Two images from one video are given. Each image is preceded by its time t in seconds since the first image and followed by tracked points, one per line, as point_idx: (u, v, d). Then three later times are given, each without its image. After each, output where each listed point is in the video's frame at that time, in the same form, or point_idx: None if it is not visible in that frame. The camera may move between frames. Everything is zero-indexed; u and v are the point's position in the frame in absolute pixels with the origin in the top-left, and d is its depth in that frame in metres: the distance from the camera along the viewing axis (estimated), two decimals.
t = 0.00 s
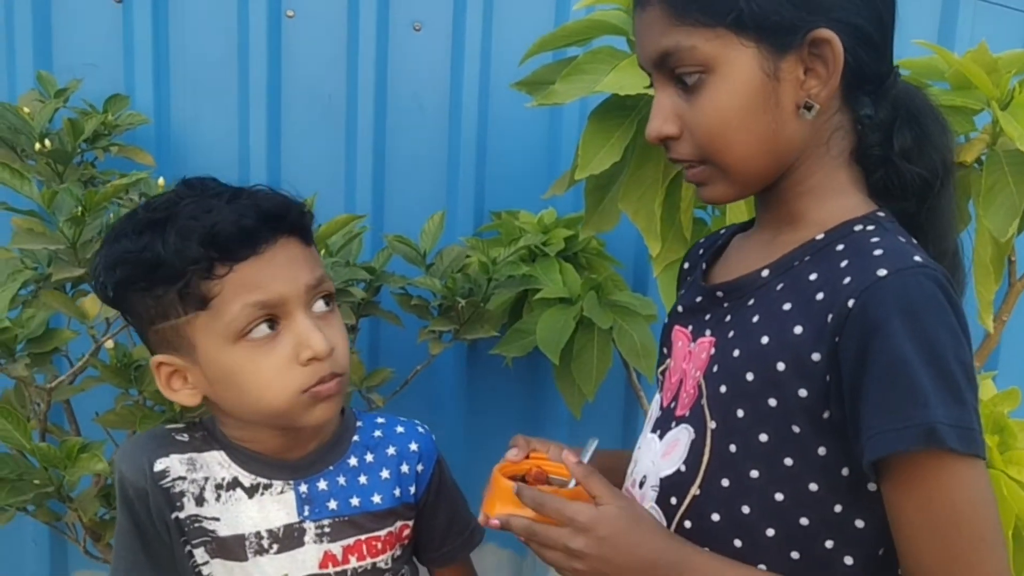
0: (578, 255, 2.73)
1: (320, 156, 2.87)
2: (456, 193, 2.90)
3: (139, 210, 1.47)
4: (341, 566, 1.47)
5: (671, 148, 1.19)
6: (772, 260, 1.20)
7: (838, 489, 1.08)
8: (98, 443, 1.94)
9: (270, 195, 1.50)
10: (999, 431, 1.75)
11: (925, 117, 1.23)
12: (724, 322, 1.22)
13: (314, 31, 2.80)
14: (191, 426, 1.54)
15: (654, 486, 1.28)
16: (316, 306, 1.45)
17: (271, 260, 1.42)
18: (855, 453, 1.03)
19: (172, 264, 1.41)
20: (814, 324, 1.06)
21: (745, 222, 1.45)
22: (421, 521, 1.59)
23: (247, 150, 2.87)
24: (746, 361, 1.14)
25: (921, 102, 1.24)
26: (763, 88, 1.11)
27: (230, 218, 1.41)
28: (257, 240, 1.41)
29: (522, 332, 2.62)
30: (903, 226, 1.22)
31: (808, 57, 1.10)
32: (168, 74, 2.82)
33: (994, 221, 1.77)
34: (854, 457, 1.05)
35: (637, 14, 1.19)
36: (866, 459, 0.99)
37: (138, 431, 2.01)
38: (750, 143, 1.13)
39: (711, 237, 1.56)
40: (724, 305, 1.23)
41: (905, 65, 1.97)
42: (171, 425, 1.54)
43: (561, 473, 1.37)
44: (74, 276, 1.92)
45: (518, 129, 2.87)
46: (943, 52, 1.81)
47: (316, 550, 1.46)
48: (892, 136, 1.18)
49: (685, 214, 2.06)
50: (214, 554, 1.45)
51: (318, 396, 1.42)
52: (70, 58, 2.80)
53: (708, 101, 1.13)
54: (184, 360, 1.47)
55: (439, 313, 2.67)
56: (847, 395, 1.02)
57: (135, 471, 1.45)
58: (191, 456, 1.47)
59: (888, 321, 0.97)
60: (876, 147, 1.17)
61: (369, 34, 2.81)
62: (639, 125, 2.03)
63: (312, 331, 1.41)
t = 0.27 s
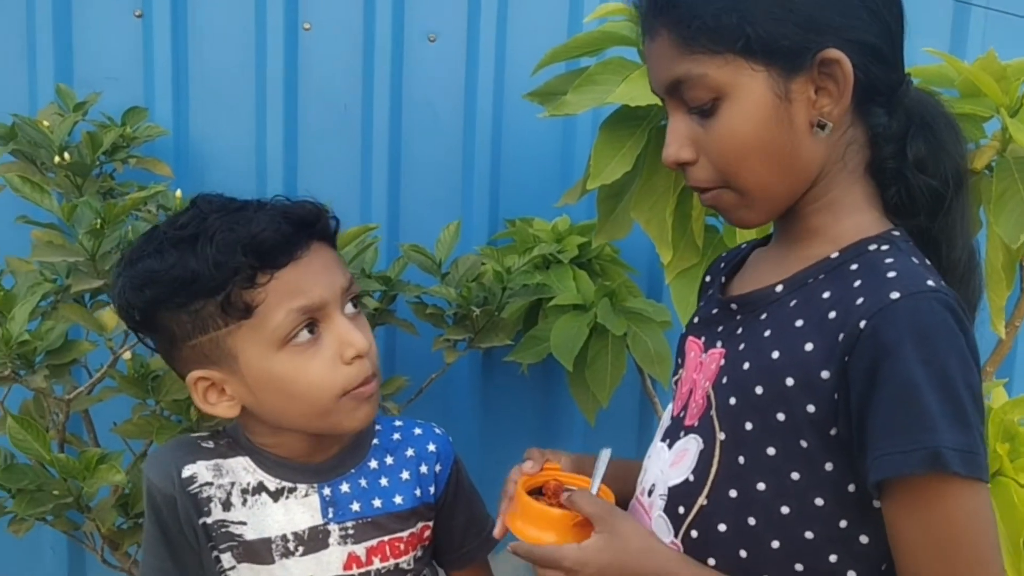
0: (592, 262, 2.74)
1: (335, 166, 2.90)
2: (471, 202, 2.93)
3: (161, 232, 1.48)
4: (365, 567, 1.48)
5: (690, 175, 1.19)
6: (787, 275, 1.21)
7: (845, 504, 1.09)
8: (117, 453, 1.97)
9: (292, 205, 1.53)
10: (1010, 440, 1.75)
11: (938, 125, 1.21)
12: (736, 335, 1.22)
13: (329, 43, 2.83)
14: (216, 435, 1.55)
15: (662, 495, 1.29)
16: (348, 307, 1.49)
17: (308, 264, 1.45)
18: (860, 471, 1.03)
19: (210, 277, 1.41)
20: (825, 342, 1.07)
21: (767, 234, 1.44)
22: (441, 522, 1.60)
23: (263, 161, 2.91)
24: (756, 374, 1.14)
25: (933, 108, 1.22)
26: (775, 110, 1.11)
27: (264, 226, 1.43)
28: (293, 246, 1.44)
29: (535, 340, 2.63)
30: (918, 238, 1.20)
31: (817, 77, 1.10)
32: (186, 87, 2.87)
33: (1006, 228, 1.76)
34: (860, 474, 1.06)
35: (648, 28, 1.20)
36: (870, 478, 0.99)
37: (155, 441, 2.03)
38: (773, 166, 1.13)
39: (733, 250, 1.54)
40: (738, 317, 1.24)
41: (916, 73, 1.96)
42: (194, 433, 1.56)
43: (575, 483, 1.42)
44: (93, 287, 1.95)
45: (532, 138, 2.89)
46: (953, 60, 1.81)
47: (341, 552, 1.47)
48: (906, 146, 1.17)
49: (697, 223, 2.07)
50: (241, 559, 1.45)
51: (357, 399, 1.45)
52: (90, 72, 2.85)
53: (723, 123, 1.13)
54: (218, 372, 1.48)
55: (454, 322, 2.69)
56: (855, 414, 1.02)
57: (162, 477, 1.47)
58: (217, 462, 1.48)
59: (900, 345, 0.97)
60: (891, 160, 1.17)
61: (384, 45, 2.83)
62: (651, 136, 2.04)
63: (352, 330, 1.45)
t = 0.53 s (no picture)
0: (600, 262, 2.76)
1: (346, 169, 2.94)
2: (479, 204, 2.95)
3: (192, 229, 1.52)
4: (379, 559, 1.51)
5: (693, 179, 1.20)
6: (788, 276, 1.23)
7: (845, 503, 1.10)
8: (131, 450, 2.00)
9: (320, 209, 1.56)
10: (1015, 437, 1.76)
11: (937, 123, 1.23)
12: (739, 335, 1.25)
13: (340, 47, 2.86)
14: (235, 429, 1.57)
15: (670, 493, 1.31)
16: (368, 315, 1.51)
17: (334, 269, 1.48)
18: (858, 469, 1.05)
19: (236, 277, 1.45)
20: (823, 342, 1.09)
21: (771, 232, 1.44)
22: (453, 518, 1.63)
23: (275, 164, 2.94)
24: (757, 376, 1.17)
25: (932, 106, 1.24)
26: (773, 113, 1.13)
27: (291, 231, 1.46)
28: (319, 251, 1.47)
29: (545, 340, 2.65)
30: (919, 235, 1.22)
31: (814, 78, 1.13)
32: (198, 92, 2.91)
33: (1012, 227, 1.77)
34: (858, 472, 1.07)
35: (647, 32, 1.22)
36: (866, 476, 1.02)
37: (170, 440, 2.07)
38: (773, 168, 1.15)
39: (739, 250, 1.55)
40: (740, 318, 1.26)
41: (921, 73, 1.97)
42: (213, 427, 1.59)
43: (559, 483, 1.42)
44: (109, 288, 1.99)
45: (541, 140, 2.91)
46: (959, 61, 1.82)
47: (354, 545, 1.50)
48: (905, 144, 1.19)
49: (703, 224, 2.09)
50: (257, 550, 1.48)
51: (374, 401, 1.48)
52: (105, 77, 2.89)
53: (723, 128, 1.15)
54: (239, 367, 1.52)
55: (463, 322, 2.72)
56: (851, 413, 1.04)
57: (183, 470, 1.49)
58: (236, 455, 1.51)
59: (893, 345, 0.99)
60: (890, 159, 1.19)
61: (394, 49, 2.86)
62: (656, 138, 2.07)
63: (371, 336, 1.47)
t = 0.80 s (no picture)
0: (608, 256, 2.78)
1: (355, 164, 2.96)
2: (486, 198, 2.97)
3: (250, 214, 1.51)
4: (393, 553, 1.53)
5: (682, 167, 1.23)
6: (785, 274, 1.24)
7: (847, 497, 1.12)
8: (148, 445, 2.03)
9: (378, 218, 1.55)
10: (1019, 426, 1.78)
11: (933, 123, 1.24)
12: (741, 333, 1.26)
13: (349, 43, 2.88)
14: (255, 422, 1.59)
15: (675, 491, 1.33)
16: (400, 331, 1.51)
17: (377, 284, 1.47)
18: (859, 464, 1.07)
19: (283, 273, 1.45)
20: (821, 338, 1.10)
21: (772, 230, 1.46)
22: (467, 511, 1.64)
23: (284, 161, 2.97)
24: (758, 372, 1.18)
25: (926, 104, 1.25)
26: (758, 107, 1.14)
27: (347, 240, 1.46)
28: (369, 264, 1.47)
29: (553, 334, 2.66)
30: (916, 232, 1.23)
31: (802, 75, 1.13)
32: (208, 90, 2.93)
33: (1016, 218, 1.78)
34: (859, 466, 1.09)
35: (642, 29, 1.23)
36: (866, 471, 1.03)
37: (184, 436, 2.10)
38: (755, 165, 1.16)
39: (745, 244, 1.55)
40: (742, 315, 1.28)
41: (925, 65, 1.98)
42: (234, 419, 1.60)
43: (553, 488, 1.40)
44: (123, 286, 2.02)
45: (548, 136, 2.92)
46: (963, 52, 1.83)
47: (370, 537, 1.53)
48: (898, 142, 1.20)
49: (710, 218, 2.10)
50: (275, 541, 1.51)
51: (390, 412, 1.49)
52: (114, 76, 2.92)
53: (709, 121, 1.17)
54: (266, 351, 1.54)
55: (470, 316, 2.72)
56: (851, 408, 1.05)
57: (205, 461, 1.52)
58: (255, 447, 1.53)
59: (888, 340, 1.00)
60: (883, 157, 1.19)
61: (401, 45, 2.87)
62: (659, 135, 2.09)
63: (399, 352, 1.47)
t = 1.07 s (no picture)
0: (602, 253, 2.79)
1: (349, 164, 2.96)
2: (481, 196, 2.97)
3: (273, 209, 1.53)
4: (407, 546, 1.54)
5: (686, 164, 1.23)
6: (785, 271, 1.25)
7: (844, 491, 1.13)
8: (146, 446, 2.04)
9: (398, 216, 1.56)
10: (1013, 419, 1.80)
11: (936, 124, 1.24)
12: (739, 330, 1.27)
13: (343, 42, 2.88)
14: (269, 419, 1.60)
15: (676, 487, 1.33)
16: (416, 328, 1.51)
17: (396, 281, 1.48)
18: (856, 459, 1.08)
19: (303, 265, 1.46)
20: (819, 336, 1.11)
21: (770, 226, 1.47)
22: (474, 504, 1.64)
23: (278, 160, 2.97)
24: (757, 370, 1.19)
25: (928, 105, 1.26)
26: (764, 107, 1.15)
27: (367, 235, 1.47)
28: (388, 259, 1.48)
29: (547, 331, 2.68)
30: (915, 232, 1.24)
31: (808, 74, 1.14)
32: (201, 90, 2.93)
33: (1009, 214, 1.80)
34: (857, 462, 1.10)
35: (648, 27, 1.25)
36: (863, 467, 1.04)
37: (182, 436, 2.12)
38: (751, 162, 1.17)
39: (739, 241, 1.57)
40: (740, 312, 1.29)
41: (917, 61, 1.99)
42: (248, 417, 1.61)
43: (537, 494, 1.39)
44: (120, 288, 2.03)
45: (543, 134, 2.93)
46: (956, 49, 1.84)
47: (383, 531, 1.53)
48: (900, 142, 1.20)
49: (705, 215, 2.11)
50: (290, 536, 1.52)
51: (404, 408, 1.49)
52: (107, 77, 2.91)
53: (714, 119, 1.18)
54: (283, 342, 1.54)
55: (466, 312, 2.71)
56: (848, 405, 1.07)
57: (220, 457, 1.52)
58: (270, 443, 1.54)
59: (886, 338, 1.02)
60: (884, 156, 1.20)
61: (395, 45, 2.88)
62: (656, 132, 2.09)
63: (414, 348, 1.47)
